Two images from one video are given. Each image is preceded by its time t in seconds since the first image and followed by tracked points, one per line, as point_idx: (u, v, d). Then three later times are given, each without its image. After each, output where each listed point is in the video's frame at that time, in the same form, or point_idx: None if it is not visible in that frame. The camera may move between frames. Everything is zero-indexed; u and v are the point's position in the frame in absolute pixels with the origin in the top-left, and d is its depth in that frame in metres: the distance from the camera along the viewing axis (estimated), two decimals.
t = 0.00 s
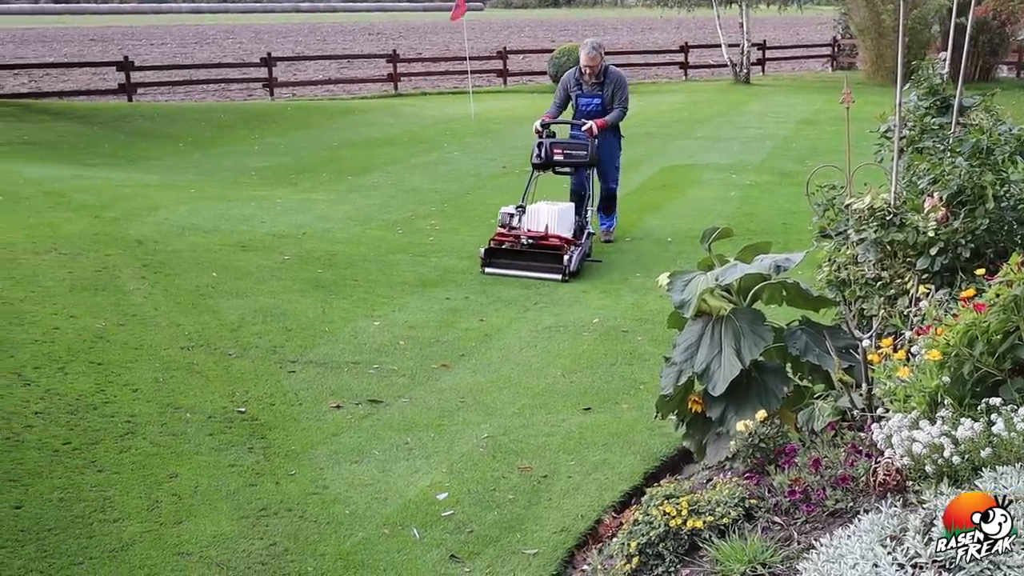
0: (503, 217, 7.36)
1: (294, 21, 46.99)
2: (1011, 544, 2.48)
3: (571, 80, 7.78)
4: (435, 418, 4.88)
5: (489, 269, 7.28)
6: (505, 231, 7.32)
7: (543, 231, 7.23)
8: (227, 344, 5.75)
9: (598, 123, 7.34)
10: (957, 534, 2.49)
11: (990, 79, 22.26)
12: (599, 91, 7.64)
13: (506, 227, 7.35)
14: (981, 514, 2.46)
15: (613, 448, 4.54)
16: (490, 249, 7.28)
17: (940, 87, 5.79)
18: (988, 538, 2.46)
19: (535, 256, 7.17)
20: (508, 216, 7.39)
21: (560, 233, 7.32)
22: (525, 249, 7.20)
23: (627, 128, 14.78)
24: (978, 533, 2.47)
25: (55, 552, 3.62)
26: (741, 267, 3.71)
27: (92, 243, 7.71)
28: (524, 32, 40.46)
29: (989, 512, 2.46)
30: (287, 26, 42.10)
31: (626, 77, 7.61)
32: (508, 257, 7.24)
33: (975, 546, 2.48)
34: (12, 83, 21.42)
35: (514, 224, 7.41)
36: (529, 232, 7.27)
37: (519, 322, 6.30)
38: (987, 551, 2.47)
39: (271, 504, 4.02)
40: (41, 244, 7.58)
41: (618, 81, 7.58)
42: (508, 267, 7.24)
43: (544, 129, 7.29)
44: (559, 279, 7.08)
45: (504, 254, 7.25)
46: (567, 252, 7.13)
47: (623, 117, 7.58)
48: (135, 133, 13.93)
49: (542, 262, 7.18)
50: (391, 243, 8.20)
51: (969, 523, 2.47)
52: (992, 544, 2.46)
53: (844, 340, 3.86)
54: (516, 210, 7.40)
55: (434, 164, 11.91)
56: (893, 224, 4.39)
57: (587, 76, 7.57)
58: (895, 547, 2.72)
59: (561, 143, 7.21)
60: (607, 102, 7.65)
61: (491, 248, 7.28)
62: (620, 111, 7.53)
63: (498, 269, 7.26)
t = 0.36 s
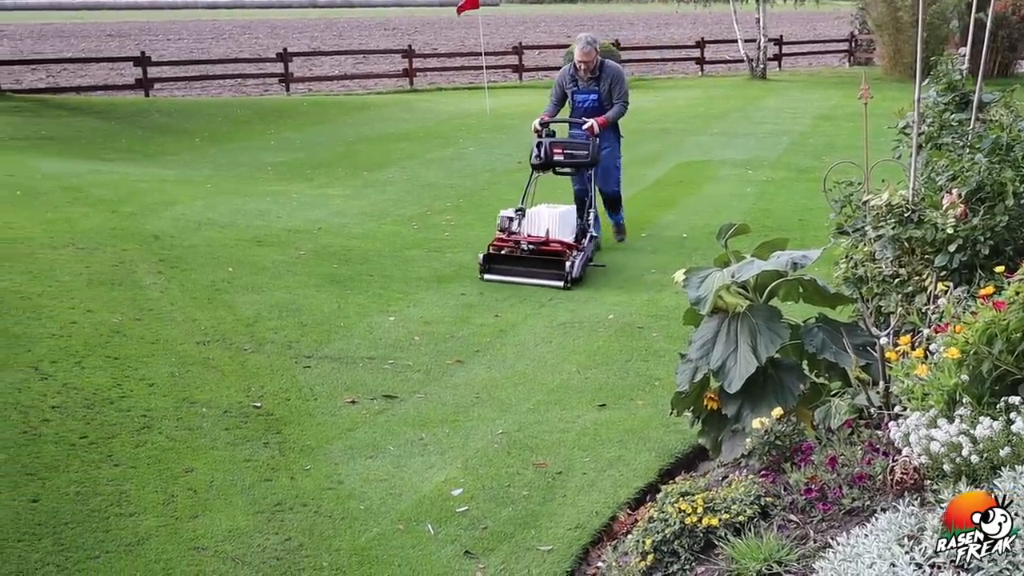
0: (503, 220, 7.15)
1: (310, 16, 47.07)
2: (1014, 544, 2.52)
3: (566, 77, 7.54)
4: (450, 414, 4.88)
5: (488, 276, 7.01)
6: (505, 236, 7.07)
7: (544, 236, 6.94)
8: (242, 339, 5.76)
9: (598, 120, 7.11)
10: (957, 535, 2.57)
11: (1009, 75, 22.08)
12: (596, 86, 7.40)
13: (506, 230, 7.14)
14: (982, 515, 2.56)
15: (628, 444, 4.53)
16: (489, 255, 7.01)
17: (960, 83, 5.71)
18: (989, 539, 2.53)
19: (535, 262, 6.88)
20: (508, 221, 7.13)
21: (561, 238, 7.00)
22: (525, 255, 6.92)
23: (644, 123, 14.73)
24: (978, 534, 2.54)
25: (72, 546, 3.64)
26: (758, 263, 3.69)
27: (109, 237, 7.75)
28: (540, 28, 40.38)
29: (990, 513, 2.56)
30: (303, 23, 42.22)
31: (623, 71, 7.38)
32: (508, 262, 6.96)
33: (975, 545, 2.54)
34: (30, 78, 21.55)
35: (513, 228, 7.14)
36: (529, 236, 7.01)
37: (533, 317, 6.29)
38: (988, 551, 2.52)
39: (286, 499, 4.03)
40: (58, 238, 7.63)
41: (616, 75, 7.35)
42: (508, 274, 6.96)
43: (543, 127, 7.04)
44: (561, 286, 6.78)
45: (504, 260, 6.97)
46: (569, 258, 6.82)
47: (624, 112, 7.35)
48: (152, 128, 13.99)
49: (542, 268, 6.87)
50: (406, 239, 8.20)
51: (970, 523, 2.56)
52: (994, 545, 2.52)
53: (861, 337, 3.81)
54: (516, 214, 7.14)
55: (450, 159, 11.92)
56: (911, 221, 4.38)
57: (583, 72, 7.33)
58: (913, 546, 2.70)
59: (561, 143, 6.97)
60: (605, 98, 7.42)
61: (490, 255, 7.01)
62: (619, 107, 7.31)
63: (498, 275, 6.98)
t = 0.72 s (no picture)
0: (502, 226, 6.87)
1: (325, 12, 47.19)
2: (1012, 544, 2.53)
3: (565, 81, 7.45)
4: (463, 411, 4.88)
5: (486, 284, 6.70)
6: (503, 241, 6.80)
7: (545, 242, 6.69)
8: (256, 334, 5.78)
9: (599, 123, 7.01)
10: (956, 534, 2.57)
11: None
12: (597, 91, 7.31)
13: (504, 236, 6.86)
14: (981, 514, 2.55)
15: (641, 443, 4.52)
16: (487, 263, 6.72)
17: (977, 79, 5.71)
18: (988, 538, 2.52)
19: (536, 269, 6.62)
20: (507, 226, 6.86)
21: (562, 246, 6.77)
22: (525, 261, 6.67)
23: (658, 120, 14.70)
24: (978, 533, 2.54)
25: (87, 541, 3.66)
26: (773, 261, 3.66)
27: (124, 233, 7.79)
28: (555, 24, 40.32)
29: (989, 512, 2.54)
30: (318, 18, 42.31)
31: (625, 75, 7.29)
32: (507, 270, 6.67)
33: (976, 545, 2.54)
34: (47, 74, 21.68)
35: (512, 234, 6.87)
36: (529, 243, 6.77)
37: (547, 314, 6.29)
38: (988, 550, 2.52)
39: (299, 495, 4.04)
40: (74, 234, 7.67)
41: (617, 79, 7.27)
42: (506, 282, 6.67)
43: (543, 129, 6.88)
44: (562, 294, 6.53)
45: (503, 267, 6.69)
46: (571, 265, 6.58)
47: (625, 117, 7.26)
48: (168, 124, 14.04)
49: (543, 277, 6.61)
50: (420, 235, 8.21)
51: (969, 522, 2.56)
52: (993, 544, 2.52)
53: (876, 336, 3.81)
54: (515, 219, 6.87)
55: (464, 155, 11.92)
56: (928, 219, 4.33)
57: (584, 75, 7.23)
58: (929, 547, 2.70)
59: (562, 146, 6.83)
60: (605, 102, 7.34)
61: (488, 261, 6.73)
62: (620, 113, 7.24)
63: (496, 284, 6.68)
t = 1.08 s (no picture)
0: (495, 234, 6.55)
1: (334, 10, 47.27)
2: (1011, 545, 2.55)
3: (563, 78, 7.01)
4: (471, 409, 4.88)
5: (477, 294, 6.48)
6: (496, 251, 6.52)
7: (539, 253, 6.41)
8: (265, 332, 5.80)
9: (598, 128, 6.64)
10: (957, 534, 2.57)
11: None
12: (596, 91, 6.89)
13: (497, 245, 6.56)
14: (981, 514, 2.56)
15: (649, 442, 4.51)
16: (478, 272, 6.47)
17: (988, 79, 5.64)
18: (988, 538, 2.54)
19: (530, 280, 6.37)
20: (499, 234, 6.54)
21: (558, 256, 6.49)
22: (518, 272, 6.42)
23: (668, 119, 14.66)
24: (978, 533, 2.54)
25: (95, 539, 3.67)
26: (782, 261, 3.67)
27: (133, 231, 7.81)
28: (564, 22, 40.26)
29: (989, 513, 2.56)
30: (327, 17, 42.36)
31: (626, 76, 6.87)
32: (499, 279, 6.43)
33: (975, 545, 2.55)
34: (57, 73, 21.75)
35: (504, 242, 6.55)
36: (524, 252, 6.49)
37: (556, 313, 6.28)
38: (987, 550, 2.53)
39: (308, 493, 4.05)
40: (84, 232, 7.70)
41: (618, 81, 6.84)
42: (499, 292, 6.43)
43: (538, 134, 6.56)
44: (556, 307, 6.27)
45: (494, 276, 6.44)
46: (566, 276, 6.32)
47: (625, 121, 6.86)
48: (177, 123, 14.08)
49: (537, 288, 6.36)
50: (428, 234, 8.21)
51: (969, 523, 2.57)
52: (993, 544, 2.53)
53: (886, 335, 3.78)
54: (509, 227, 6.55)
55: (473, 154, 11.93)
56: (938, 219, 4.30)
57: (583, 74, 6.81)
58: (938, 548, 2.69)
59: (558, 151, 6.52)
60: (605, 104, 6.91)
61: (480, 270, 6.48)
62: (620, 115, 6.83)
63: (487, 294, 6.45)
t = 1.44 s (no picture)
0: (490, 243, 6.32)
1: (346, 10, 47.36)
2: (1011, 545, 2.54)
3: (559, 83, 6.84)
4: (482, 409, 4.88)
5: (470, 305, 6.25)
6: (491, 261, 6.27)
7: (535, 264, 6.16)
8: (276, 332, 5.81)
9: (599, 135, 6.47)
10: (957, 534, 2.58)
11: None
12: (595, 96, 6.73)
13: (493, 255, 6.32)
14: (981, 514, 2.56)
15: (660, 443, 4.50)
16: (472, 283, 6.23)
17: (1002, 78, 5.65)
18: (988, 538, 2.54)
19: (525, 292, 6.13)
20: (495, 243, 6.31)
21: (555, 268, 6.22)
22: (512, 283, 6.18)
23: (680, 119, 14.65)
24: (978, 533, 2.55)
25: (106, 538, 3.68)
26: (793, 261, 3.66)
27: (146, 231, 7.84)
28: (576, 22, 40.25)
29: (989, 512, 2.56)
30: (339, 17, 42.45)
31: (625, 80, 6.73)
32: (493, 290, 6.19)
33: (976, 545, 2.55)
34: (71, 73, 21.86)
35: (500, 252, 6.31)
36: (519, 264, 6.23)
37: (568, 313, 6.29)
38: (987, 550, 2.53)
39: (318, 492, 4.06)
40: (97, 231, 7.74)
41: (617, 85, 6.69)
42: (492, 304, 6.20)
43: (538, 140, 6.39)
44: (553, 319, 6.04)
45: (488, 286, 6.21)
46: (564, 288, 6.08)
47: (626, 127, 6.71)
48: (190, 123, 14.13)
49: (533, 300, 6.12)
50: (439, 234, 8.23)
51: (969, 523, 2.57)
52: (992, 544, 2.53)
53: (898, 337, 3.79)
54: (506, 236, 6.32)
55: (485, 154, 11.93)
56: (950, 219, 4.26)
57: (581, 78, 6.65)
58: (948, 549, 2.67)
59: (559, 158, 6.34)
60: (603, 109, 6.75)
61: (475, 281, 6.24)
62: (620, 121, 6.67)
63: (481, 305, 6.22)
